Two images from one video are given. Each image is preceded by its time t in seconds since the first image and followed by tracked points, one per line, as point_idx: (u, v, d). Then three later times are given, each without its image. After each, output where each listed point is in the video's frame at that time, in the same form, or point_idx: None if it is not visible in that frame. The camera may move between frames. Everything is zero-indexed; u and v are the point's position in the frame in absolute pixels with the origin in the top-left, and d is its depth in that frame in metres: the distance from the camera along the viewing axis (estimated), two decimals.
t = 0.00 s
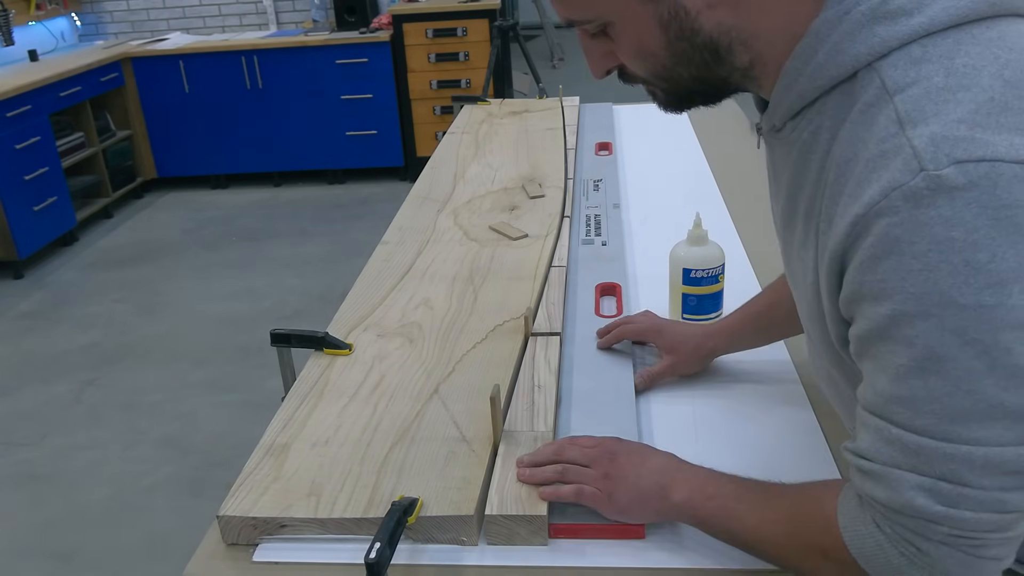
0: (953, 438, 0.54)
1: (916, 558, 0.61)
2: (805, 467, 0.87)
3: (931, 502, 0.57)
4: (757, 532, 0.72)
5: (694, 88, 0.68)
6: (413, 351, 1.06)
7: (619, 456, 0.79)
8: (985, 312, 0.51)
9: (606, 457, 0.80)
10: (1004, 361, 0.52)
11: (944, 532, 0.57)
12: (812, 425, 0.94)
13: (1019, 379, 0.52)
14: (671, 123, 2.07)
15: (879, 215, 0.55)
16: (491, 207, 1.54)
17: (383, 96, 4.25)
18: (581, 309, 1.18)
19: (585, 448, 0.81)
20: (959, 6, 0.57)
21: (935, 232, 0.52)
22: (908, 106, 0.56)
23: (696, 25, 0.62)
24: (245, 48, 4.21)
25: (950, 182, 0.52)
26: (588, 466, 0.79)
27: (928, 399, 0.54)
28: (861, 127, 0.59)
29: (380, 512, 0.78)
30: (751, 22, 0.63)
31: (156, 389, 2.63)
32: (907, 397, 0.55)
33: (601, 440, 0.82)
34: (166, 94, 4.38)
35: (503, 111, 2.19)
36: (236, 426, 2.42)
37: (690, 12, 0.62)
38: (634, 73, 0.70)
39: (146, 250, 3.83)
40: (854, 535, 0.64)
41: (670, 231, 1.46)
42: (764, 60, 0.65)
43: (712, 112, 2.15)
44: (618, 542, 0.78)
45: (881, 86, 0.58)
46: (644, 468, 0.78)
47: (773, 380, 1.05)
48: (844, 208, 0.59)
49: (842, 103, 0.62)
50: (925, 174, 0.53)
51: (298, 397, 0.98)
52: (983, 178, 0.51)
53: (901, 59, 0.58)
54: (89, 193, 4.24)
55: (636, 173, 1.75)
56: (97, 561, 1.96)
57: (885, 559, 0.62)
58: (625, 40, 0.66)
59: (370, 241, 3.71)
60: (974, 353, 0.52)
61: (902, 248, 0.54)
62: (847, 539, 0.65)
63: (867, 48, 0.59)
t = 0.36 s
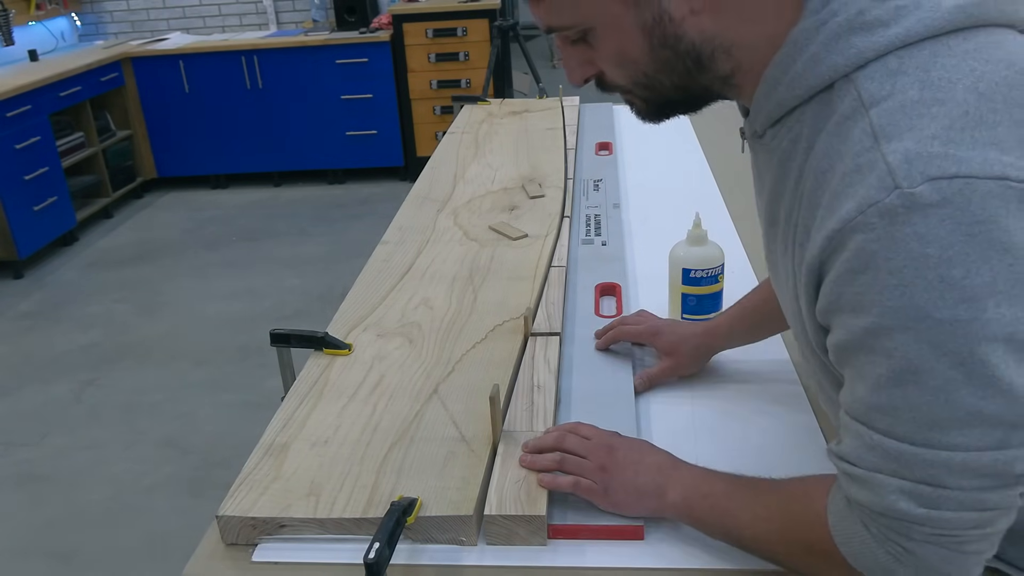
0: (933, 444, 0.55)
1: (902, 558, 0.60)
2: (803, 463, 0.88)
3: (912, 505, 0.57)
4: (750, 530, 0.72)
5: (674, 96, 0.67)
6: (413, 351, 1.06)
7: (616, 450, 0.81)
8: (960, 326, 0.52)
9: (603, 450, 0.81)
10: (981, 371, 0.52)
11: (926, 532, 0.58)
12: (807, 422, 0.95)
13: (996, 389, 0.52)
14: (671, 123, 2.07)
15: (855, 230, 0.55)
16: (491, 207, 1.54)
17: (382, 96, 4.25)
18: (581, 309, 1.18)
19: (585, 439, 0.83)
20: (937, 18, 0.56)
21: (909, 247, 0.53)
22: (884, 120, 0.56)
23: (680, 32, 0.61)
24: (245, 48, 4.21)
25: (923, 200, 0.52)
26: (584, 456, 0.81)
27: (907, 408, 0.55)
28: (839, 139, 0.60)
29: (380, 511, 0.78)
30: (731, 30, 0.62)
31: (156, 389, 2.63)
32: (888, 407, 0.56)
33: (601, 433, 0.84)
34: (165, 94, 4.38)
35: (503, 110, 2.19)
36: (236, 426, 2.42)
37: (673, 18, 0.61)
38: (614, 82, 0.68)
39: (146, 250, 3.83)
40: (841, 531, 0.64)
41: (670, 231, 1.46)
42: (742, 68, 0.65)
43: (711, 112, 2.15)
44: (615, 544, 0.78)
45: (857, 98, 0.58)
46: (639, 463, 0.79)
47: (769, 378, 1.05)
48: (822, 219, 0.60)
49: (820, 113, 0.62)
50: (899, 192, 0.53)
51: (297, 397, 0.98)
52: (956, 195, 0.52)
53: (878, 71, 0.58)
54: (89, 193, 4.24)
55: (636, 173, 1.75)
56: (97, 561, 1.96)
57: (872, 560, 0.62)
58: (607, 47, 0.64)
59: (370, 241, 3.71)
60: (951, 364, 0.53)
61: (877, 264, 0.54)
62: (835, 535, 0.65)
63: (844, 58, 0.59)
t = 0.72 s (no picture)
0: (943, 412, 0.55)
1: (905, 526, 0.61)
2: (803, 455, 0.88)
3: (917, 473, 0.58)
4: (751, 519, 0.72)
5: (686, 56, 0.69)
6: (413, 351, 1.06)
7: (614, 451, 0.81)
8: (977, 291, 0.52)
9: (603, 453, 0.81)
10: (995, 340, 0.52)
11: (931, 499, 0.58)
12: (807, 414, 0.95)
13: (1006, 359, 0.52)
14: (670, 124, 2.07)
15: (874, 191, 0.55)
16: (491, 207, 1.54)
17: (383, 96, 4.24)
18: (581, 308, 1.17)
19: (585, 440, 0.83)
20: None
21: (930, 210, 0.53)
22: (906, 82, 0.56)
23: None
24: (245, 48, 4.21)
25: (945, 161, 0.52)
26: (584, 457, 0.81)
27: (919, 373, 0.55)
28: (857, 103, 0.59)
29: (380, 512, 0.78)
30: None
31: (156, 389, 2.63)
32: (903, 374, 0.56)
33: (601, 434, 0.84)
34: (165, 93, 4.38)
35: (503, 111, 2.19)
36: (236, 426, 2.42)
37: None
38: (630, 41, 0.71)
39: (146, 250, 3.83)
40: (845, 505, 0.64)
41: (669, 231, 1.46)
42: (757, 34, 0.65)
43: (710, 112, 2.15)
44: (617, 542, 0.78)
45: (879, 62, 0.58)
46: (641, 462, 0.79)
47: (768, 368, 1.05)
48: (838, 184, 0.59)
49: (838, 80, 0.62)
50: (921, 152, 0.53)
51: (297, 397, 0.98)
52: (978, 157, 0.52)
53: (900, 36, 0.58)
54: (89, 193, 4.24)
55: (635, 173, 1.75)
56: (98, 560, 1.96)
57: (875, 534, 0.63)
58: (622, 5, 0.67)
59: (370, 241, 3.71)
60: (964, 330, 0.53)
61: (896, 227, 0.54)
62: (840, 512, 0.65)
63: (867, 23, 0.59)
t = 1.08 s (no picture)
0: (941, 411, 0.55)
1: (903, 526, 0.61)
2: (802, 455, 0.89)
3: (915, 472, 0.58)
4: (750, 516, 0.72)
5: (686, 51, 0.69)
6: (413, 351, 1.06)
7: (614, 451, 0.81)
8: (977, 289, 0.52)
9: (603, 452, 0.81)
10: (994, 339, 0.52)
11: (930, 498, 0.58)
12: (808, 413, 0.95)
13: (1004, 358, 0.53)
14: (670, 124, 2.07)
15: (875, 189, 0.55)
16: (492, 207, 1.54)
17: (382, 96, 4.24)
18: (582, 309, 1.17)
19: (584, 440, 0.83)
20: None
21: (930, 209, 0.53)
22: (906, 80, 0.56)
23: None
24: (245, 48, 4.21)
25: (946, 159, 0.52)
26: (583, 457, 0.81)
27: (918, 371, 0.55)
28: (857, 101, 0.59)
29: (379, 512, 0.78)
30: None
31: (156, 389, 2.63)
32: (903, 372, 0.56)
33: (601, 434, 0.84)
34: (165, 93, 4.38)
35: (503, 111, 2.19)
36: (236, 426, 2.42)
37: None
38: (629, 34, 0.71)
39: (146, 250, 3.83)
40: (844, 505, 0.64)
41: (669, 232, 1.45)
42: (758, 30, 0.65)
43: (710, 112, 2.15)
44: (617, 544, 0.78)
45: (880, 59, 0.58)
46: (640, 462, 0.79)
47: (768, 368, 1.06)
48: (838, 183, 0.59)
49: (839, 78, 0.62)
50: (922, 150, 0.53)
51: (298, 397, 0.98)
52: (979, 155, 0.52)
53: (901, 33, 0.58)
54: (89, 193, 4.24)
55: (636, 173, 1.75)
56: (98, 560, 1.96)
57: (873, 532, 0.63)
58: None
59: (370, 241, 3.71)
60: (963, 329, 0.53)
61: (896, 226, 0.54)
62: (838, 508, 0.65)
63: (868, 21, 0.59)
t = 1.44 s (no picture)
0: (951, 293, 0.60)
1: (886, 394, 0.66)
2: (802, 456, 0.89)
3: (913, 345, 0.62)
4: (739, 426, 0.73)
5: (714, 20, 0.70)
6: (413, 351, 1.06)
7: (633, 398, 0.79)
8: (1019, 189, 0.57)
9: (618, 400, 0.80)
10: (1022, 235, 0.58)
11: (913, 369, 0.63)
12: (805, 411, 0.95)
13: None
14: (670, 124, 2.07)
15: (955, 90, 0.59)
16: (492, 207, 1.54)
17: (382, 95, 4.24)
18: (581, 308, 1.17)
19: (601, 393, 0.82)
20: None
21: (997, 113, 0.57)
22: (998, 2, 0.59)
23: None
24: (245, 48, 4.21)
25: None
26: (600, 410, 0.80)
27: (949, 256, 0.60)
28: (947, 14, 0.62)
29: (380, 511, 0.78)
30: None
31: (156, 389, 2.63)
32: (934, 256, 0.60)
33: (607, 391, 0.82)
34: (166, 93, 4.38)
35: (504, 111, 2.19)
36: (236, 426, 2.42)
37: None
38: None
39: (146, 250, 3.83)
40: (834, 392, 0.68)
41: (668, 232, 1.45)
42: None
43: (710, 112, 2.14)
44: (616, 542, 0.78)
45: None
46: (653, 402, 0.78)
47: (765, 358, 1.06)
48: (918, 84, 0.63)
49: None
50: (1005, 61, 0.57)
51: (298, 397, 0.98)
52: None
53: None
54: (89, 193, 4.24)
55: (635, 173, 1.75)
56: (97, 560, 1.96)
57: (855, 405, 0.67)
58: None
59: (370, 241, 3.71)
60: (997, 224, 0.58)
61: (963, 124, 0.58)
62: (827, 395, 0.69)
63: None
